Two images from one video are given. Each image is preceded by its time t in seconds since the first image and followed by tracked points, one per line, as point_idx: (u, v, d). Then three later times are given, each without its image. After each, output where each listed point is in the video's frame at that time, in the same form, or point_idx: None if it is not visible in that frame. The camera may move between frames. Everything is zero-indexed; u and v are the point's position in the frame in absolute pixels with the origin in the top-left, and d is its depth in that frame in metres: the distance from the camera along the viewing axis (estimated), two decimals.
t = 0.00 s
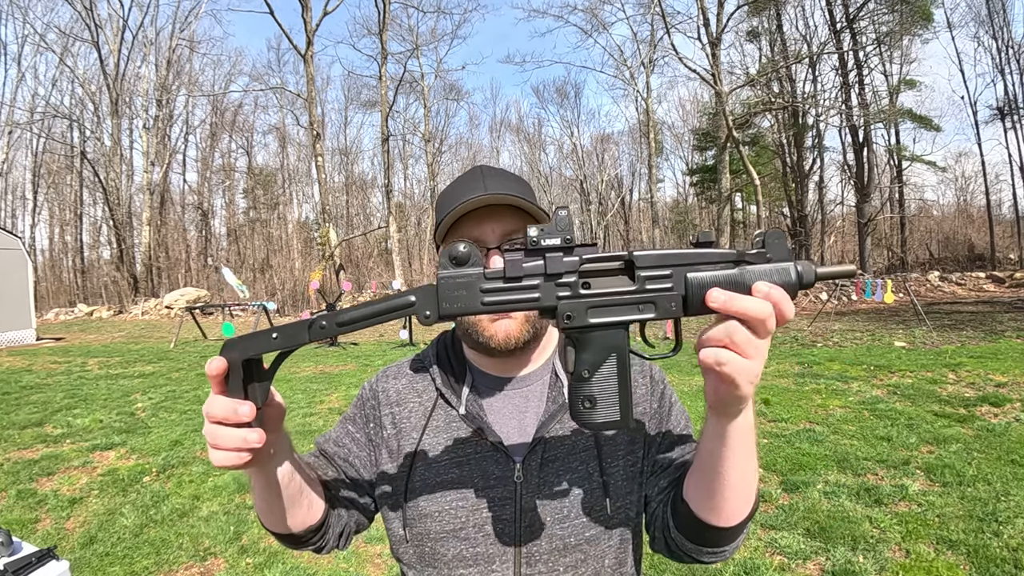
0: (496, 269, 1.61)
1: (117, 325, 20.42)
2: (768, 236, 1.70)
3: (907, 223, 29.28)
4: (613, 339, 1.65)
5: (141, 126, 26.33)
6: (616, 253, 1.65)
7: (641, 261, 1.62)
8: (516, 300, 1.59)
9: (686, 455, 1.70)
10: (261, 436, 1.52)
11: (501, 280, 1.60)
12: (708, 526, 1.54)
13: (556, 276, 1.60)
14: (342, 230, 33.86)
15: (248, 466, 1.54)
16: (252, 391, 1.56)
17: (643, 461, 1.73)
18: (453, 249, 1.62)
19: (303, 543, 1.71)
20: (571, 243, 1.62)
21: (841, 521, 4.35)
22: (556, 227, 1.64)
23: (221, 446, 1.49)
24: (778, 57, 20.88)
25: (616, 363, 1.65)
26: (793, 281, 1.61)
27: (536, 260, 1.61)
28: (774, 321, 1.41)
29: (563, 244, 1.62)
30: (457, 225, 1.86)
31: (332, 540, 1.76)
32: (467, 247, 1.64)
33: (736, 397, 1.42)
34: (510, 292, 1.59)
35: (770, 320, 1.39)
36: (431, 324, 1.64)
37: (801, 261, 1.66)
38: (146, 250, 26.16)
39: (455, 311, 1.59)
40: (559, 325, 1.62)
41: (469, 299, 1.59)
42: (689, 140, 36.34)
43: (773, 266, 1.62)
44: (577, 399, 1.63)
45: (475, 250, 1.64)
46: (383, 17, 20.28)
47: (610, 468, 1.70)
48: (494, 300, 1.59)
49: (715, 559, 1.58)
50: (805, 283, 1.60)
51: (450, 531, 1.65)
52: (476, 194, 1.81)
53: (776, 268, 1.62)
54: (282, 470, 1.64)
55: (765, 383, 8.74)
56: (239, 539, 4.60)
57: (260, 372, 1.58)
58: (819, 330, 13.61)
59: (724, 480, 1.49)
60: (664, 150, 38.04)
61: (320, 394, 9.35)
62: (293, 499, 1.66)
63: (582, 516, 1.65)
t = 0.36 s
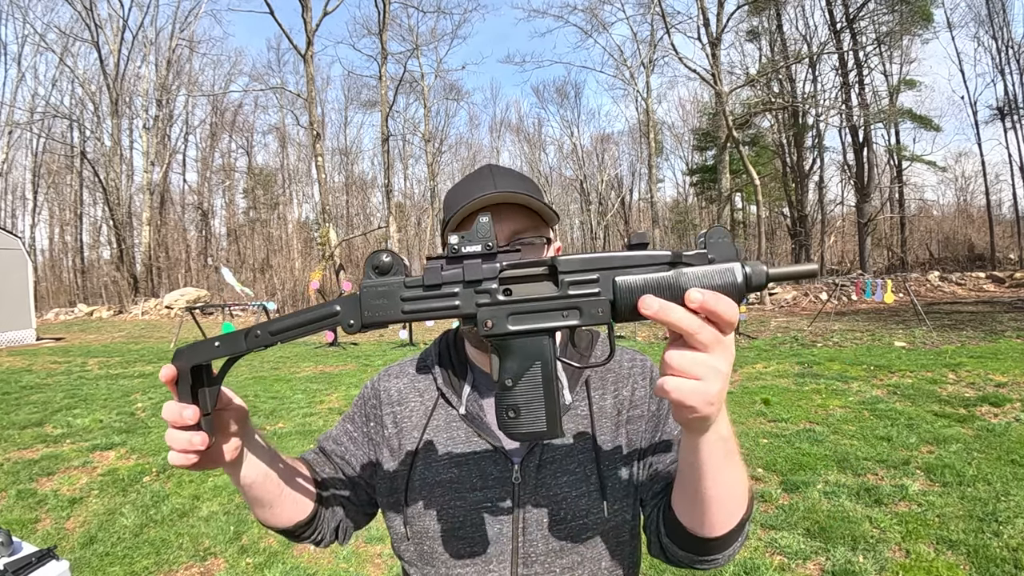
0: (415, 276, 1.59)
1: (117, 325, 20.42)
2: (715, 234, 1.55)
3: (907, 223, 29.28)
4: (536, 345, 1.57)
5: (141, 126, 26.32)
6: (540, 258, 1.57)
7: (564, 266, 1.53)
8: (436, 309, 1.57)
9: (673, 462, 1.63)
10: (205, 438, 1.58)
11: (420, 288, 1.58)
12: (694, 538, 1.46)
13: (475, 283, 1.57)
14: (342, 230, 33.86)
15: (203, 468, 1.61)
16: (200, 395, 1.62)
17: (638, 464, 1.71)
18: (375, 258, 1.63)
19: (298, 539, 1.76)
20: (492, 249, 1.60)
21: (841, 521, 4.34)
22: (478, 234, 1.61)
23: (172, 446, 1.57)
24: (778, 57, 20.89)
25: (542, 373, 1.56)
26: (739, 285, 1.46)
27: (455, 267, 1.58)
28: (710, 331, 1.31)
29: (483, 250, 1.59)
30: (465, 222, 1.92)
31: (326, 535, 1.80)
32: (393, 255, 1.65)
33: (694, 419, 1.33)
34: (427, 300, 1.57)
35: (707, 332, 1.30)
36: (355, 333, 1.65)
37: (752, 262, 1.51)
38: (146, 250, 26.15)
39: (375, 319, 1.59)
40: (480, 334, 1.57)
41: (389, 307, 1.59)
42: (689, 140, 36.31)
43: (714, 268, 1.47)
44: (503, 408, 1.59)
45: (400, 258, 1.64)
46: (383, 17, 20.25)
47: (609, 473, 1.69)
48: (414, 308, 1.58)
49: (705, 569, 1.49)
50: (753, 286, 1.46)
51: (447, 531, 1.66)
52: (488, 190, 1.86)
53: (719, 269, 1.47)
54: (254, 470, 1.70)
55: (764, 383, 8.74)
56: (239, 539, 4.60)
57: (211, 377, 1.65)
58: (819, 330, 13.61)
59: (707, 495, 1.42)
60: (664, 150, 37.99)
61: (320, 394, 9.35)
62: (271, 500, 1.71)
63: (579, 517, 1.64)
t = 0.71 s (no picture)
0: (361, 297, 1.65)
1: (117, 325, 20.41)
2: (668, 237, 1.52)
3: (907, 222, 29.27)
4: (481, 358, 1.57)
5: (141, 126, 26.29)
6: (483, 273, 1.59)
7: (505, 280, 1.54)
8: (382, 330, 1.62)
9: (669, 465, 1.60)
10: (170, 461, 1.63)
11: (365, 309, 1.64)
12: (685, 545, 1.47)
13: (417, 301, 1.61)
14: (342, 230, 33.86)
15: (186, 487, 1.67)
16: (173, 421, 1.66)
17: (636, 465, 1.68)
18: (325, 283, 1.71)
19: (306, 536, 1.80)
20: (434, 268, 1.64)
21: (841, 521, 4.34)
22: (422, 252, 1.66)
23: (154, 470, 1.64)
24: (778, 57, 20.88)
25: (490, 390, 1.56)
26: (692, 290, 1.45)
27: (399, 287, 1.63)
28: (665, 340, 1.29)
29: (426, 268, 1.64)
30: (474, 222, 1.93)
31: (330, 531, 1.83)
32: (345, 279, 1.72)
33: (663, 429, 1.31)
34: (371, 320, 1.63)
35: (661, 342, 1.28)
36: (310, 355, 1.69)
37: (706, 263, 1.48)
38: (146, 250, 26.13)
39: (325, 341, 1.64)
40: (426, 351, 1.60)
41: (337, 328, 1.64)
42: (689, 140, 36.30)
43: (664, 274, 1.45)
44: (451, 426, 1.59)
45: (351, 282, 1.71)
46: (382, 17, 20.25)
47: (607, 475, 1.67)
48: (360, 327, 1.64)
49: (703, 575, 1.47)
50: (708, 290, 1.44)
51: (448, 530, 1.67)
52: (497, 192, 1.86)
53: (670, 276, 1.45)
54: (241, 481, 1.73)
55: (764, 383, 8.75)
56: (239, 539, 4.60)
57: (183, 402, 1.68)
58: (818, 330, 13.61)
59: (693, 500, 1.41)
60: (664, 150, 37.95)
61: (320, 394, 9.34)
62: (267, 504, 1.76)
63: (577, 517, 1.63)
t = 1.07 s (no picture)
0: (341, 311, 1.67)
1: (117, 325, 20.41)
2: (642, 231, 1.52)
3: (907, 223, 29.27)
4: (463, 365, 1.57)
5: (141, 126, 26.27)
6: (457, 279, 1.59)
7: (480, 284, 1.55)
8: (363, 342, 1.63)
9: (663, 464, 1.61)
10: (168, 482, 1.64)
11: (345, 323, 1.65)
12: (678, 544, 1.46)
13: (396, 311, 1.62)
14: (342, 230, 33.88)
15: (189, 502, 1.68)
16: (171, 440, 1.66)
17: (632, 465, 1.68)
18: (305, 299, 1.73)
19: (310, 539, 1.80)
20: (412, 278, 1.65)
21: (841, 521, 4.34)
22: (396, 262, 1.68)
23: (157, 489, 1.64)
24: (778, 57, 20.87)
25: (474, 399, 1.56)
26: (668, 284, 1.45)
27: (376, 299, 1.65)
28: (640, 334, 1.29)
29: (402, 279, 1.64)
30: (469, 224, 1.93)
31: (335, 533, 1.82)
32: (324, 294, 1.74)
33: (644, 426, 1.30)
34: (352, 334, 1.64)
35: (636, 336, 1.29)
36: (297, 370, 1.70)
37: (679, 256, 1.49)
38: (146, 250, 26.13)
39: (311, 357, 1.67)
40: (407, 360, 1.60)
41: (319, 342, 1.66)
42: (689, 140, 36.28)
43: (638, 269, 1.46)
44: (438, 431, 1.59)
45: (331, 297, 1.73)
46: (382, 17, 20.20)
47: (604, 475, 1.67)
48: (343, 342, 1.65)
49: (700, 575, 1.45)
50: (683, 282, 1.45)
51: (444, 528, 1.68)
52: (492, 193, 1.87)
53: (645, 270, 1.46)
54: (244, 490, 1.73)
55: (764, 383, 8.75)
56: (239, 539, 4.60)
57: (181, 421, 1.68)
58: (818, 330, 13.61)
59: (681, 498, 1.41)
60: (664, 149, 37.94)
61: (320, 394, 9.35)
62: (273, 511, 1.75)
63: (574, 517, 1.63)
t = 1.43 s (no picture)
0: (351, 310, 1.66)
1: (117, 325, 20.41)
2: (650, 226, 1.54)
3: (907, 223, 29.26)
4: (476, 363, 1.58)
5: (141, 126, 26.25)
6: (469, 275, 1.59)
7: (492, 281, 1.56)
8: (375, 340, 1.63)
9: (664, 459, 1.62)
10: (172, 490, 1.64)
11: (356, 322, 1.64)
12: (681, 538, 1.46)
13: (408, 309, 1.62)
14: (342, 230, 33.89)
15: (193, 509, 1.68)
16: (173, 447, 1.66)
17: (634, 462, 1.68)
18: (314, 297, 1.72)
19: (311, 542, 1.81)
20: (421, 275, 1.65)
21: (841, 522, 4.34)
22: (406, 260, 1.67)
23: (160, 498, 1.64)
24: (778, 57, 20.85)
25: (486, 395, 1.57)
26: (679, 277, 1.46)
27: (387, 297, 1.64)
28: (654, 326, 1.30)
29: (413, 276, 1.64)
30: (469, 224, 1.94)
31: (335, 535, 1.83)
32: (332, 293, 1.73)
33: (656, 417, 1.31)
34: (363, 333, 1.63)
35: (649, 328, 1.29)
36: (304, 372, 1.69)
37: (689, 250, 1.51)
38: (146, 250, 26.13)
39: (321, 356, 1.66)
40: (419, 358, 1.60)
41: (330, 341, 1.65)
42: (689, 140, 36.28)
43: (649, 263, 1.47)
44: (450, 430, 1.59)
45: (340, 296, 1.72)
46: (382, 17, 20.21)
47: (605, 470, 1.67)
48: (354, 341, 1.65)
49: (701, 569, 1.46)
50: (693, 276, 1.45)
51: (446, 529, 1.68)
52: (492, 193, 1.87)
53: (655, 264, 1.47)
54: (245, 496, 1.73)
55: (764, 383, 8.75)
56: (239, 539, 4.60)
57: (182, 427, 1.68)
58: (818, 330, 13.61)
59: (688, 491, 1.41)
60: (664, 149, 37.94)
61: (320, 394, 9.35)
62: (274, 515, 1.76)
63: (576, 514, 1.63)
